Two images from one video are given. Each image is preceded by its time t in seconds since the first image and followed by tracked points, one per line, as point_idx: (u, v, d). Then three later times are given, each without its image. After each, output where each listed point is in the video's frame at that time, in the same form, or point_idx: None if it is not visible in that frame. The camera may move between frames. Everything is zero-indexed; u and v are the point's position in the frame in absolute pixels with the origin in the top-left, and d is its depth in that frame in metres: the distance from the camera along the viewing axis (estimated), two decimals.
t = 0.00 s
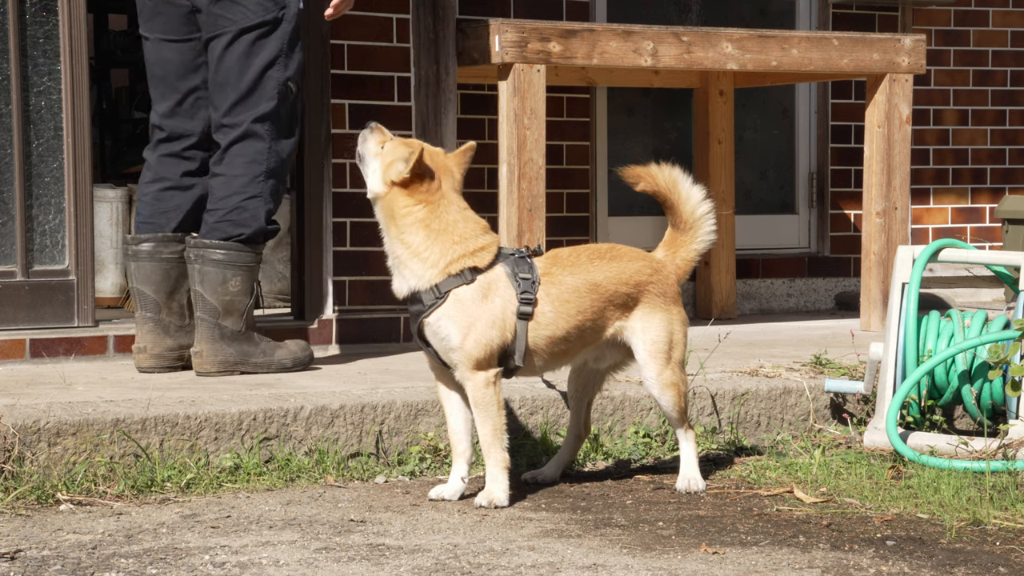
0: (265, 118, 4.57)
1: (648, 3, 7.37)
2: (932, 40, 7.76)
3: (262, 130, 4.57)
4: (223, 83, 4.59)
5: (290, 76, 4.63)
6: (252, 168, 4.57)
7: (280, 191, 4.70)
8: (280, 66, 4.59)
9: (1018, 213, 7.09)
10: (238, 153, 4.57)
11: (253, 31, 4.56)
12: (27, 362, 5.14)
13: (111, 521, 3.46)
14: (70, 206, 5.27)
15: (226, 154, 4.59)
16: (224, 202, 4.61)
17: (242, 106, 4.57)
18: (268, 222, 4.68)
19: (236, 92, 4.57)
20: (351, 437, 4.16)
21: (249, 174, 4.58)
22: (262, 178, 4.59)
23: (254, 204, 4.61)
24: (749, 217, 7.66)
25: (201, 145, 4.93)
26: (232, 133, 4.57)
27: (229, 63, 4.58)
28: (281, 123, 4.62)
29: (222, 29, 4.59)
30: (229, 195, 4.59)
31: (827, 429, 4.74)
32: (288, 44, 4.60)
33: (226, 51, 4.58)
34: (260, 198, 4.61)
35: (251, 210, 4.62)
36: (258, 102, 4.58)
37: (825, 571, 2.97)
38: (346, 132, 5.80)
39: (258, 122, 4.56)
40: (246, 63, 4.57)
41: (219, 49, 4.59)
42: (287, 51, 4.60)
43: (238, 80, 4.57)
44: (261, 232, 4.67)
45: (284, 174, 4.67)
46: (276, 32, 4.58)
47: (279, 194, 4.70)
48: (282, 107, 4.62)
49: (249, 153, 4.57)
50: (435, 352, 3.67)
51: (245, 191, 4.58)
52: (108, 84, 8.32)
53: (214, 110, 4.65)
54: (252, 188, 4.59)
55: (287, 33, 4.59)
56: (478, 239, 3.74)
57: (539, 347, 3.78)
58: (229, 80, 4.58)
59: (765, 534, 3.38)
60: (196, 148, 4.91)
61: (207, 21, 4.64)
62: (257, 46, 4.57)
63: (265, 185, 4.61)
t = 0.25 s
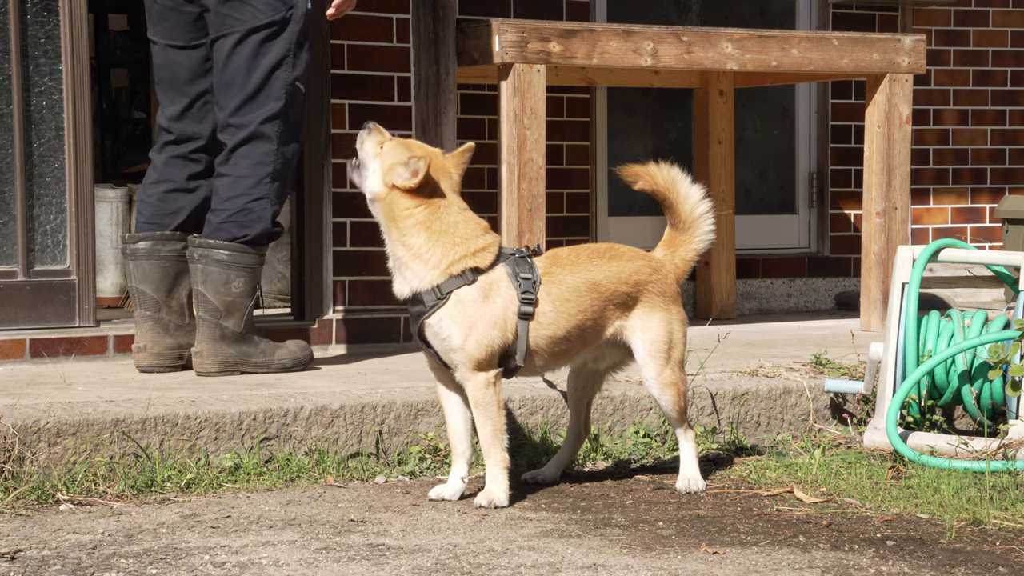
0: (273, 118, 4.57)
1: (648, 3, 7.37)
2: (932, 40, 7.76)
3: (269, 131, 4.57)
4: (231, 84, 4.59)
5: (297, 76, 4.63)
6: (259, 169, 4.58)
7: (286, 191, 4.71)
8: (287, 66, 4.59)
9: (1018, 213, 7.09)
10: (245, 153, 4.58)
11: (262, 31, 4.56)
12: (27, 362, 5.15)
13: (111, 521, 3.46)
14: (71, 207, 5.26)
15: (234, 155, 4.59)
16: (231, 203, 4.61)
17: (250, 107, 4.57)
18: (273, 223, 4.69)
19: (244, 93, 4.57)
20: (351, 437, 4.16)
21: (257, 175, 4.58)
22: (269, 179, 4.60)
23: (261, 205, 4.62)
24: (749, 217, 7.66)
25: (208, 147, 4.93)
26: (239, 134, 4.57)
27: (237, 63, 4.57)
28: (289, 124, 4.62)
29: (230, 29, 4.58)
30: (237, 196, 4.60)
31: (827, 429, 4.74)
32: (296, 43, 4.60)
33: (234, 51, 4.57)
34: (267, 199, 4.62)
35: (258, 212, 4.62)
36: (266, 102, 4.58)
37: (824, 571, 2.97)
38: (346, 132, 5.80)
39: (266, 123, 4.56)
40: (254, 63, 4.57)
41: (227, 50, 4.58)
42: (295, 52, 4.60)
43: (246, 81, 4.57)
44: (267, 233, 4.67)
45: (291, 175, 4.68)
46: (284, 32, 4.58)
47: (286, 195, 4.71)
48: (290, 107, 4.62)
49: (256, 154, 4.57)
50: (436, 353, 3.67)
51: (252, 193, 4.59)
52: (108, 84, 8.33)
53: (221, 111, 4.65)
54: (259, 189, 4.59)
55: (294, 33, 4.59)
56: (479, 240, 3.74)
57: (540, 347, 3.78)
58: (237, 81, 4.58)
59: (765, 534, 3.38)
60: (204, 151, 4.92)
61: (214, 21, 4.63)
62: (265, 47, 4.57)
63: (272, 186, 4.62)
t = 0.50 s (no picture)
0: (275, 118, 4.57)
1: (648, 3, 7.37)
2: (932, 40, 7.76)
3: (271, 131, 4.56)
4: (233, 84, 4.59)
5: (299, 76, 4.63)
6: (261, 169, 4.57)
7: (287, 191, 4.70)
8: (289, 66, 4.59)
9: (1018, 213, 7.08)
10: (247, 153, 4.57)
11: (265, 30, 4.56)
12: (26, 363, 5.13)
13: (111, 521, 3.46)
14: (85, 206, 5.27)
15: (235, 155, 4.59)
16: (232, 203, 4.60)
17: (252, 107, 4.57)
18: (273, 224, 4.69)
19: (245, 92, 4.57)
20: (351, 437, 4.16)
21: (258, 175, 4.58)
22: (270, 179, 4.59)
23: (262, 205, 4.61)
24: (749, 217, 7.66)
25: (206, 147, 4.93)
26: (241, 134, 4.57)
27: (239, 63, 4.57)
28: (291, 124, 4.62)
29: (233, 29, 4.58)
30: (238, 196, 4.59)
31: (827, 429, 4.74)
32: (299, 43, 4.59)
33: (236, 51, 4.57)
34: (268, 199, 4.61)
35: (259, 212, 4.62)
36: (268, 102, 4.57)
37: (825, 571, 2.97)
38: (346, 132, 5.80)
39: (268, 122, 4.55)
40: (257, 63, 4.56)
41: (230, 49, 4.58)
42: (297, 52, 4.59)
43: (248, 81, 4.56)
44: (267, 232, 4.67)
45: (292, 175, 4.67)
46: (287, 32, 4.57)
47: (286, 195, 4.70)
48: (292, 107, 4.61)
49: (258, 154, 4.56)
50: (436, 353, 3.67)
51: (253, 192, 4.58)
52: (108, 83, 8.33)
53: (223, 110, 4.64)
54: (261, 189, 4.59)
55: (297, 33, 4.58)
56: (479, 240, 3.74)
57: (540, 347, 3.78)
58: (238, 80, 4.57)
59: (765, 534, 3.38)
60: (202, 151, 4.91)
61: (218, 21, 4.62)
62: (268, 46, 4.57)
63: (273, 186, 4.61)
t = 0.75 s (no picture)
0: (273, 118, 4.56)
1: (648, 3, 7.37)
2: (932, 40, 7.76)
3: (269, 131, 4.56)
4: (231, 84, 4.59)
5: (297, 77, 4.62)
6: (259, 169, 4.57)
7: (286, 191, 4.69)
8: (287, 66, 4.58)
9: (1018, 213, 7.08)
10: (246, 153, 4.57)
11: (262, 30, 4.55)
12: (27, 363, 5.12)
13: (111, 521, 3.46)
14: (112, 205, 5.34)
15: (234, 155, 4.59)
16: (231, 203, 4.60)
17: (250, 107, 4.57)
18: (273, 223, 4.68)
19: (243, 93, 4.57)
20: (351, 437, 4.16)
21: (257, 175, 4.57)
22: (269, 179, 4.58)
23: (261, 205, 4.61)
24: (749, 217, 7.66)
25: (207, 147, 4.93)
26: (239, 134, 4.57)
27: (237, 63, 4.57)
28: (289, 124, 4.61)
29: (230, 29, 4.59)
30: (237, 196, 4.59)
31: (827, 429, 4.74)
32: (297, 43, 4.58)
33: (234, 51, 4.57)
34: (267, 199, 4.61)
35: (258, 212, 4.61)
36: (266, 102, 4.57)
37: (825, 571, 2.97)
38: (346, 132, 5.79)
39: (265, 123, 4.55)
40: (254, 63, 4.56)
41: (227, 50, 4.58)
42: (295, 52, 4.59)
43: (246, 81, 4.56)
44: (267, 232, 4.66)
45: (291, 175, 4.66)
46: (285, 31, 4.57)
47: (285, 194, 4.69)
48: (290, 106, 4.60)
49: (256, 154, 4.56)
50: (438, 353, 3.67)
51: (252, 193, 4.58)
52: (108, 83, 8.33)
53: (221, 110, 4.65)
54: (259, 189, 4.58)
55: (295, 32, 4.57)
56: (476, 239, 3.73)
57: (542, 346, 3.78)
58: (236, 81, 4.57)
59: (765, 534, 3.38)
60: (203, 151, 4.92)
61: (215, 21, 4.63)
62: (266, 46, 4.56)
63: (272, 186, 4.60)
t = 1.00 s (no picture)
0: (272, 118, 4.56)
1: (648, 3, 7.37)
2: (932, 40, 7.76)
3: (268, 131, 4.55)
4: (229, 85, 4.59)
5: (296, 77, 4.61)
6: (258, 169, 4.57)
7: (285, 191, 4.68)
8: (286, 67, 4.58)
9: (1018, 213, 7.08)
10: (245, 153, 4.57)
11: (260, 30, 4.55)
12: (27, 363, 5.13)
13: (111, 521, 3.46)
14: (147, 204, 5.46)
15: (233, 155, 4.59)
16: (230, 204, 4.60)
17: (249, 107, 4.57)
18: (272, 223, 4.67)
19: (241, 93, 4.57)
20: (351, 437, 4.16)
21: (256, 175, 4.57)
22: (267, 179, 4.58)
23: (260, 204, 4.60)
24: (749, 217, 7.66)
25: (208, 147, 4.94)
26: (238, 134, 4.57)
27: (236, 63, 4.57)
28: (288, 123, 4.60)
29: (229, 29, 4.59)
30: (236, 196, 4.59)
31: (827, 429, 4.75)
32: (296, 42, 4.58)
33: (232, 51, 4.58)
34: (266, 199, 4.60)
35: (257, 212, 4.61)
36: (264, 103, 4.57)
37: (824, 571, 2.97)
38: (346, 132, 5.79)
39: (264, 123, 4.55)
40: (253, 64, 4.56)
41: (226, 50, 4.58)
42: (294, 51, 4.58)
43: (245, 81, 4.56)
44: (267, 232, 4.66)
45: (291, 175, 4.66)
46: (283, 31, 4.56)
47: (285, 194, 4.68)
48: (289, 107, 4.59)
49: (254, 155, 4.56)
50: (439, 354, 3.66)
51: (251, 193, 4.58)
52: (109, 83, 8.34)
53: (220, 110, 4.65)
54: (258, 189, 4.58)
55: (294, 32, 4.57)
56: (476, 239, 3.74)
57: (543, 346, 3.78)
58: (235, 81, 4.58)
59: (765, 534, 3.38)
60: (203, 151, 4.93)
61: (214, 22, 4.65)
62: (264, 46, 4.56)
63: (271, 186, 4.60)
